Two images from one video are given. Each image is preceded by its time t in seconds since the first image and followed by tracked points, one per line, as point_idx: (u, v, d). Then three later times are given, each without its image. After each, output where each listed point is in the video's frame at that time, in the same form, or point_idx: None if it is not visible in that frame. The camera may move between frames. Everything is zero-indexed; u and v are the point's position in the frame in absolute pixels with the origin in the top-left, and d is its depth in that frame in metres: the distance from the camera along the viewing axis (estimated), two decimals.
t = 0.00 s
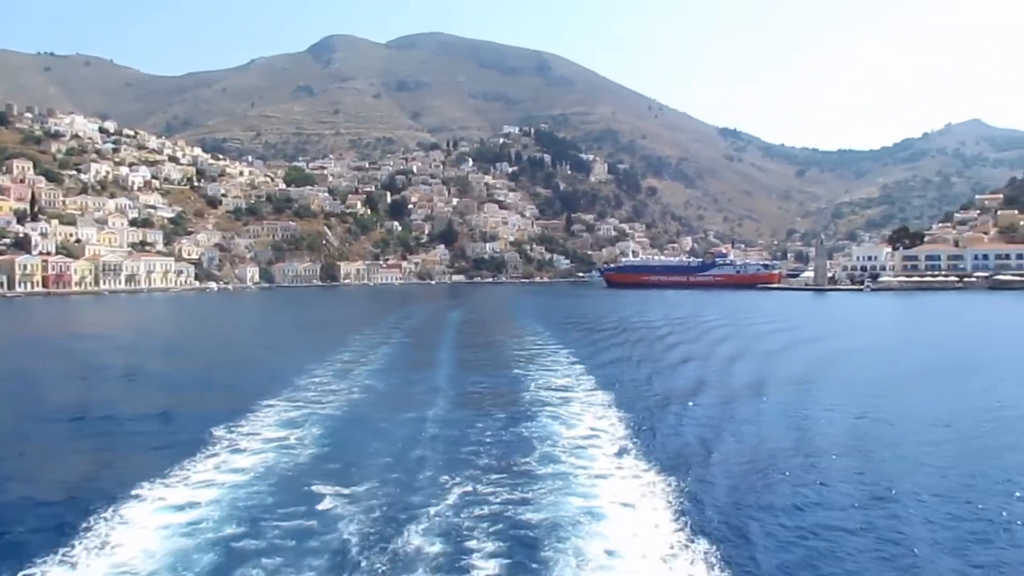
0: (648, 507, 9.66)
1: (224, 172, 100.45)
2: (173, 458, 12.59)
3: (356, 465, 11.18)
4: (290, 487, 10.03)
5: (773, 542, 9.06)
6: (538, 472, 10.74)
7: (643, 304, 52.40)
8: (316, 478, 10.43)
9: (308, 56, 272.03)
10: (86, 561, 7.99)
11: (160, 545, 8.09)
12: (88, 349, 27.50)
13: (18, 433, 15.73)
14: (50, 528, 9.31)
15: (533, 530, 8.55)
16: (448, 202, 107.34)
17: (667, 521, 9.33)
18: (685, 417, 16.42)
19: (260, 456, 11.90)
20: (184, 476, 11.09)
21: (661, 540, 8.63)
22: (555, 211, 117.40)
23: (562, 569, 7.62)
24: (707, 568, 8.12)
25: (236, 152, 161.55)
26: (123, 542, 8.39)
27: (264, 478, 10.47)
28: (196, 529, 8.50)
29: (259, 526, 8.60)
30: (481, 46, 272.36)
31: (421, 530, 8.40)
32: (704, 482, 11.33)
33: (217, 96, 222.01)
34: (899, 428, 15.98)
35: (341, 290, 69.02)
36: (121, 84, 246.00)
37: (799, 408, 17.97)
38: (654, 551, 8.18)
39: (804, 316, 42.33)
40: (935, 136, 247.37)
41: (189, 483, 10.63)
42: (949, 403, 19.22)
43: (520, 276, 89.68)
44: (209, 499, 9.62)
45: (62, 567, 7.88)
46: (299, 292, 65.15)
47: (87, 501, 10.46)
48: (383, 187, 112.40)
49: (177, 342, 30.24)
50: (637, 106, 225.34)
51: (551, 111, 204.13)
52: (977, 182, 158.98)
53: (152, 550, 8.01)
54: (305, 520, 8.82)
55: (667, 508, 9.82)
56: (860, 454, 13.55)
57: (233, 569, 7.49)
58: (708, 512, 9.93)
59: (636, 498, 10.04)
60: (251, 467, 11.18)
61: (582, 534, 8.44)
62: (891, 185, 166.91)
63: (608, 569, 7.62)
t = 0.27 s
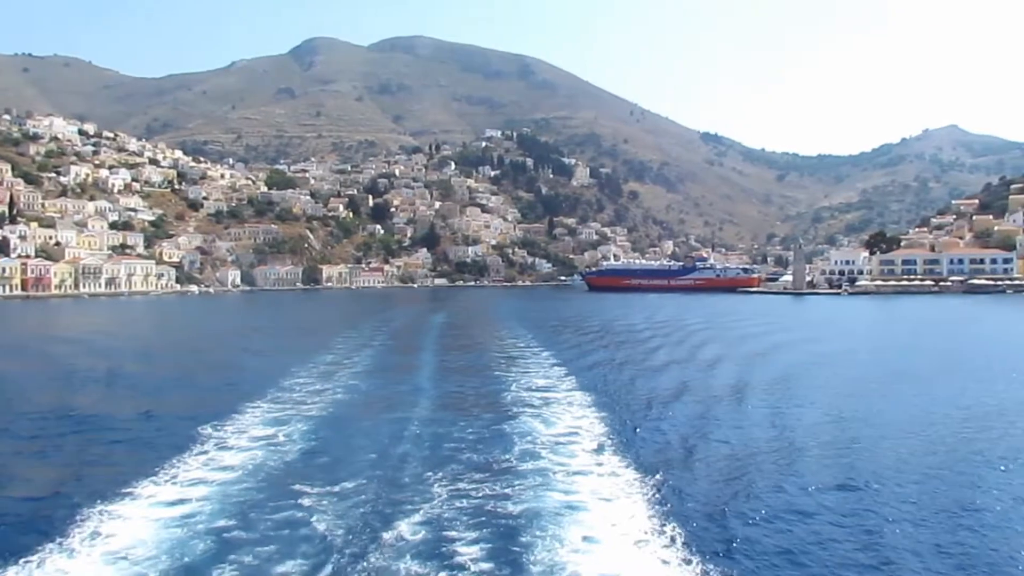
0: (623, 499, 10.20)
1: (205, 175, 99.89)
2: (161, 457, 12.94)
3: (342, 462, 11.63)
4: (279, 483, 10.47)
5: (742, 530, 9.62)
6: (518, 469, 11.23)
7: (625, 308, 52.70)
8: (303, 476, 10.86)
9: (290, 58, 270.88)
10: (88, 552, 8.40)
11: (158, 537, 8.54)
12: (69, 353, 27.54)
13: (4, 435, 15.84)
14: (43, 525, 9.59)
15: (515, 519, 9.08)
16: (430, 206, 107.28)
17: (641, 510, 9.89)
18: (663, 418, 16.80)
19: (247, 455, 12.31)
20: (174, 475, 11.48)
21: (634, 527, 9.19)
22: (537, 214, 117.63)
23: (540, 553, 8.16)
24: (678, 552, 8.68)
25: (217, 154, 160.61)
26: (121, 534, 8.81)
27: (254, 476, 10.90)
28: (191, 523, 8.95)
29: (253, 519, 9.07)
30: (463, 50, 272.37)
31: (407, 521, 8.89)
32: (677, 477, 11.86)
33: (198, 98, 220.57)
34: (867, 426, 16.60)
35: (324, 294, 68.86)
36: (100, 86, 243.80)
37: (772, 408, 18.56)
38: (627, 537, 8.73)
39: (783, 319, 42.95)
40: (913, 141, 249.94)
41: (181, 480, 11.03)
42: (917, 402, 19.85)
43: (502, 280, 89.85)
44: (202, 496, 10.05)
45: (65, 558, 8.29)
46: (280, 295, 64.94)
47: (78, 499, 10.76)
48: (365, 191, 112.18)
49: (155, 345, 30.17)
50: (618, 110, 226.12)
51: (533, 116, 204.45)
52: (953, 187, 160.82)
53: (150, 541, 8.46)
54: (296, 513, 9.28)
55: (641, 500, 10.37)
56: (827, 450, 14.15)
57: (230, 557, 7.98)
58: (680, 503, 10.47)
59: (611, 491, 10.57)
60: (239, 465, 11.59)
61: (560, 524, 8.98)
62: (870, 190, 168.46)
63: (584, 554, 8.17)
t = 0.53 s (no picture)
0: (599, 492, 10.72)
1: (185, 177, 99.27)
2: (151, 454, 13.32)
3: (329, 459, 12.05)
4: (266, 479, 10.87)
5: (712, 517, 10.17)
6: (500, 463, 11.75)
7: (607, 310, 52.95)
8: (291, 472, 11.26)
9: (271, 60, 269.38)
10: (85, 542, 8.81)
11: (152, 528, 8.95)
12: (49, 355, 27.54)
13: None
14: (37, 519, 9.91)
15: (494, 508, 9.61)
16: (412, 208, 107.14)
17: (616, 501, 10.42)
18: (640, 418, 17.16)
19: (234, 452, 12.73)
20: (163, 473, 11.82)
21: (610, 515, 9.73)
22: (519, 217, 117.79)
23: (521, 538, 8.67)
24: (651, 535, 9.25)
25: (197, 156, 159.50)
26: (117, 526, 9.22)
27: (241, 472, 11.29)
28: (184, 515, 9.36)
29: (243, 511, 9.50)
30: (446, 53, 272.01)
31: (394, 510, 9.41)
32: (653, 471, 12.35)
33: (178, 100, 219.01)
34: (846, 425, 17.00)
35: (305, 296, 68.63)
36: (78, 87, 241.49)
37: (748, 408, 19.04)
38: (602, 524, 9.28)
39: (763, 321, 43.49)
40: (891, 146, 252.37)
41: (172, 477, 11.43)
42: (897, 403, 20.22)
43: (484, 282, 89.93)
44: (193, 491, 10.48)
45: (64, 547, 8.69)
46: (262, 297, 64.67)
47: (68, 497, 11.01)
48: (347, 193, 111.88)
49: (131, 349, 29.85)
50: (600, 113, 226.77)
51: (515, 119, 204.67)
52: (931, 191, 162.54)
53: (145, 532, 8.86)
54: (286, 506, 9.72)
55: (615, 491, 10.91)
56: (804, 449, 14.58)
57: (223, 547, 8.42)
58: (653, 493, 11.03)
59: (588, 484, 11.10)
60: (227, 463, 12.00)
61: (539, 511, 9.53)
62: (849, 194, 169.87)
63: (562, 537, 8.74)
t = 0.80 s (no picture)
0: (574, 486, 11.20)
1: (163, 180, 98.51)
2: (136, 453, 13.66)
3: (312, 458, 12.46)
4: (251, 477, 11.25)
5: (679, 511, 10.67)
6: (479, 460, 12.24)
7: (587, 312, 53.24)
8: (276, 471, 11.64)
9: (249, 61, 267.70)
10: (78, 534, 9.19)
11: (142, 523, 9.35)
12: (26, 358, 27.53)
13: None
14: (28, 518, 10.20)
15: (473, 500, 10.13)
16: (392, 211, 106.93)
17: (590, 494, 10.96)
18: (618, 418, 17.53)
19: (219, 451, 13.13)
20: (151, 471, 12.17)
21: (584, 507, 10.27)
22: (499, 220, 117.95)
23: (498, 528, 9.19)
24: (622, 524, 9.80)
25: (175, 159, 158.31)
26: (107, 521, 9.61)
27: (226, 470, 11.67)
28: (173, 510, 9.78)
29: (230, 506, 9.93)
30: (426, 56, 271.73)
31: (378, 504, 9.91)
32: (627, 468, 12.77)
33: (155, 102, 217.07)
34: (823, 425, 17.43)
35: (284, 300, 68.35)
36: (53, 88, 238.81)
37: (726, 408, 19.50)
38: (577, 515, 9.80)
39: (741, 323, 44.05)
40: (867, 149, 254.92)
41: (158, 475, 11.78)
42: (874, 404, 20.65)
43: (464, 285, 89.94)
44: (180, 488, 10.87)
45: (57, 541, 9.09)
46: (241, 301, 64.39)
47: (54, 497, 11.22)
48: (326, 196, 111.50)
49: (105, 352, 29.66)
50: (579, 116, 227.39)
51: (495, 121, 204.79)
52: (906, 195, 164.45)
53: (136, 526, 9.26)
54: (272, 501, 10.16)
55: (589, 485, 11.44)
56: (779, 447, 15.04)
57: (212, 538, 8.86)
58: (625, 487, 11.57)
59: (564, 479, 11.61)
60: (212, 461, 12.39)
61: (516, 503, 10.06)
62: (826, 197, 171.49)
63: (538, 524, 9.28)
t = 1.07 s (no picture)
0: (548, 482, 11.77)
1: (141, 181, 97.79)
2: (122, 451, 14.08)
3: (295, 456, 12.93)
4: (236, 475, 11.71)
5: (646, 502, 11.24)
6: (457, 456, 12.79)
7: (566, 314, 53.53)
8: (259, 468, 12.11)
9: (227, 62, 265.89)
10: (69, 528, 9.67)
11: (130, 517, 9.83)
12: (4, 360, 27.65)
13: None
14: (20, 513, 10.58)
15: (450, 494, 10.68)
16: (372, 213, 106.71)
17: (564, 489, 11.52)
18: (593, 417, 17.97)
19: (203, 449, 13.59)
20: (136, 469, 12.64)
21: (556, 500, 10.85)
22: (479, 222, 118.07)
23: (474, 518, 9.77)
24: (591, 514, 10.40)
25: (152, 159, 157.10)
26: (98, 515, 10.08)
27: (211, 468, 12.11)
28: (161, 506, 10.27)
29: (216, 502, 10.43)
30: (406, 57, 271.18)
31: (360, 497, 10.45)
32: (600, 465, 13.26)
33: (131, 103, 215.03)
34: (798, 424, 17.88)
35: (264, 301, 68.19)
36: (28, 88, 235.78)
37: (703, 407, 19.97)
38: (552, 507, 10.39)
39: (719, 324, 44.63)
40: (843, 152, 257.26)
41: (144, 472, 12.26)
42: (854, 403, 21.05)
43: (444, 287, 89.96)
44: (167, 485, 11.32)
45: (48, 533, 9.58)
46: (220, 303, 64.22)
47: (40, 495, 11.51)
48: (305, 198, 111.10)
49: (83, 354, 29.52)
50: (559, 118, 227.91)
51: (475, 123, 204.81)
52: (882, 198, 166.31)
53: (127, 520, 9.75)
54: (257, 496, 10.67)
55: (562, 479, 12.02)
56: (753, 443, 15.55)
57: (201, 530, 9.38)
58: (596, 482, 12.15)
59: (538, 474, 12.17)
60: (196, 459, 12.83)
61: (492, 496, 10.64)
62: (803, 199, 173.02)
63: (511, 515, 9.87)
